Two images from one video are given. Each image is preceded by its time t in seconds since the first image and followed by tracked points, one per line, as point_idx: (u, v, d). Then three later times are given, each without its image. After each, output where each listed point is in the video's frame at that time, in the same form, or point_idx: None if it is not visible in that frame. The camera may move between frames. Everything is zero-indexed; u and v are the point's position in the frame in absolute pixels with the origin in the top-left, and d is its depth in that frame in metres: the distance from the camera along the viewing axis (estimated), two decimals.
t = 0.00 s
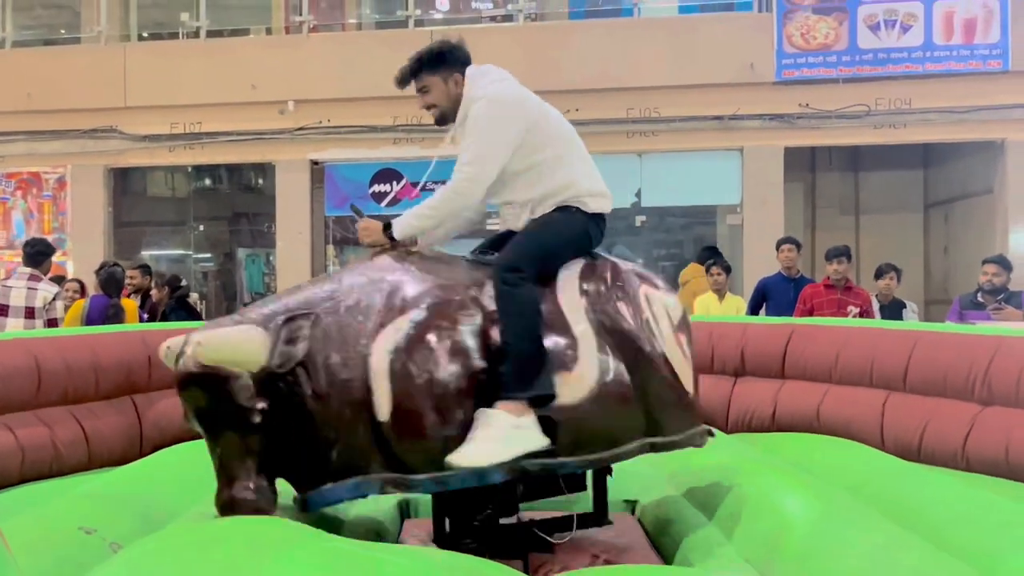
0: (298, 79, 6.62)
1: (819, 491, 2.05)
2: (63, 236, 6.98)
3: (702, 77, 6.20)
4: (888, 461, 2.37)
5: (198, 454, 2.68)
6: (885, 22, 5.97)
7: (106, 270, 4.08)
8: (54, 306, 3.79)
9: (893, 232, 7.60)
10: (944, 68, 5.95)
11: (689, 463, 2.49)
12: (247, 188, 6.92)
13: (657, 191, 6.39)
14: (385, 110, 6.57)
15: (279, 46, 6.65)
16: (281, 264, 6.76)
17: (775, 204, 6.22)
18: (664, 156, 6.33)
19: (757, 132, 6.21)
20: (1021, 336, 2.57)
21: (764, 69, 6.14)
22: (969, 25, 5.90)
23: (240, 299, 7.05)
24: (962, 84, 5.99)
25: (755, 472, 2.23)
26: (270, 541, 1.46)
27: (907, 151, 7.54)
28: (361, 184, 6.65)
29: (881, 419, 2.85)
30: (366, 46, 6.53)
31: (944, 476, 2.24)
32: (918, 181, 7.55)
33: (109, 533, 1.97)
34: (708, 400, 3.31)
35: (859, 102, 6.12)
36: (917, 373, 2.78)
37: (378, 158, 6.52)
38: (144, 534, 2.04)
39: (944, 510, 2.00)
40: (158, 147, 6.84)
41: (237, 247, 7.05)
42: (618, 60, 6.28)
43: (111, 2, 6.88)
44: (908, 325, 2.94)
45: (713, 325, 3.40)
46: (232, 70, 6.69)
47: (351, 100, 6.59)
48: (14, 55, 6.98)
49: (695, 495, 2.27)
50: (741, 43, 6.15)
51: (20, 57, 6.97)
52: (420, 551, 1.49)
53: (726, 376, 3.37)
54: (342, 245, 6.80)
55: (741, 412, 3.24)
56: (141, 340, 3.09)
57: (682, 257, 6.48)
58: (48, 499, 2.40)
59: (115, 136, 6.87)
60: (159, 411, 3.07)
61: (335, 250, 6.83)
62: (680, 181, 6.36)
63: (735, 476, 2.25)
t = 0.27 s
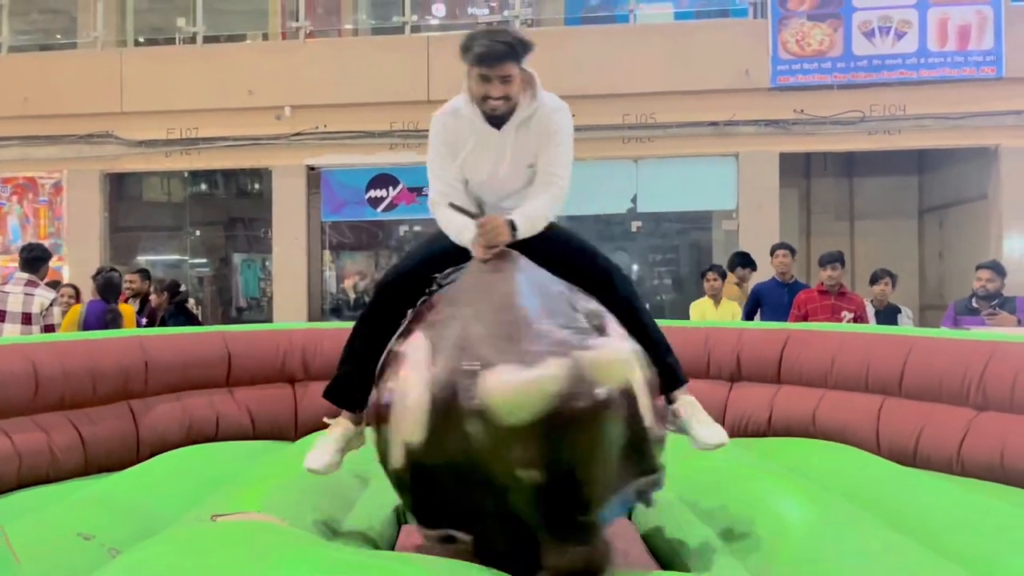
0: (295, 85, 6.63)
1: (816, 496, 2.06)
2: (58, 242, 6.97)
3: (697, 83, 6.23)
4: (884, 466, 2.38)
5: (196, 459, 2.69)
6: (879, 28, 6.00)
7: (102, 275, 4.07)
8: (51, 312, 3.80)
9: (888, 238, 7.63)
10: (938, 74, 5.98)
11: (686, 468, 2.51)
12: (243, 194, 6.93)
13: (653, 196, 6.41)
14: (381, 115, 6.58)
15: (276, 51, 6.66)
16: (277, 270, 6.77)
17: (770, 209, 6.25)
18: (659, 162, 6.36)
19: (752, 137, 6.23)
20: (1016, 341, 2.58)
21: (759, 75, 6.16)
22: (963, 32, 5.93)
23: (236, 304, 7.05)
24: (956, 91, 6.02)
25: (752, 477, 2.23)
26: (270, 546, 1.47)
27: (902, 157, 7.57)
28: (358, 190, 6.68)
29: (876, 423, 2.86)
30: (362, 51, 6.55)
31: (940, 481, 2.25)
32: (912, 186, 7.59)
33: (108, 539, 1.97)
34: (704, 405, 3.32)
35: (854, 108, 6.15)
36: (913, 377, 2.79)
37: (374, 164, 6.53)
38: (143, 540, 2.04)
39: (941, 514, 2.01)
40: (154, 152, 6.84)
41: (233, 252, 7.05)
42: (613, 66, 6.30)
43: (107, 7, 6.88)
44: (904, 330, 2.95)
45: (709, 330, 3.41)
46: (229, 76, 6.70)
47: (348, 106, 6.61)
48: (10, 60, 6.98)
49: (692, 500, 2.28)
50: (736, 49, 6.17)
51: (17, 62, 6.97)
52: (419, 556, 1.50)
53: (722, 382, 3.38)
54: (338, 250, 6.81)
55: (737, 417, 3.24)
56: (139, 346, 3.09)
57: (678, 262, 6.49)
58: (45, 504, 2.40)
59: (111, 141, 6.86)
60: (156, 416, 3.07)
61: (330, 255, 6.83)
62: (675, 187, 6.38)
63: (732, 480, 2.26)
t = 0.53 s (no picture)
0: (290, 88, 6.63)
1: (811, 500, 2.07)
2: (52, 245, 6.96)
3: (692, 87, 6.24)
4: (878, 471, 2.39)
5: (191, 463, 2.68)
6: (873, 33, 6.02)
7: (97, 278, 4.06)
8: (48, 316, 3.81)
9: (882, 242, 7.66)
10: (932, 79, 6.01)
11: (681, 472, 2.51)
12: (238, 197, 6.92)
13: (649, 201, 6.42)
14: (377, 119, 6.58)
15: (271, 55, 6.66)
16: (273, 273, 6.76)
17: (765, 214, 6.26)
18: (655, 166, 6.36)
19: (747, 142, 6.25)
20: (1009, 345, 2.59)
21: (754, 80, 6.18)
22: (957, 37, 5.95)
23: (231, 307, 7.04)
24: (950, 96, 6.05)
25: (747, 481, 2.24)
26: (264, 550, 1.47)
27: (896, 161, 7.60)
28: (353, 194, 6.68)
29: (871, 427, 2.87)
30: (357, 55, 6.55)
31: (934, 485, 2.26)
32: (906, 191, 7.61)
33: (102, 543, 1.96)
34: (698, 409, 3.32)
35: (848, 113, 6.17)
36: (907, 381, 2.80)
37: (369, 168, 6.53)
38: (137, 544, 2.03)
39: (935, 519, 2.01)
40: (148, 155, 6.83)
41: (228, 256, 7.05)
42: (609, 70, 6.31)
43: (102, 11, 6.88)
44: (898, 334, 2.96)
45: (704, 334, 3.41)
46: (225, 80, 6.70)
47: (343, 110, 6.60)
48: (5, 63, 6.97)
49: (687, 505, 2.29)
50: (731, 53, 6.19)
51: (11, 66, 6.95)
52: (414, 561, 1.50)
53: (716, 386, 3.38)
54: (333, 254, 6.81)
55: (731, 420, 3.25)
56: (134, 350, 3.07)
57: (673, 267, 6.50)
58: (39, 509, 2.40)
59: (105, 144, 6.84)
60: (150, 420, 3.06)
61: (326, 259, 6.83)
62: (670, 192, 6.39)
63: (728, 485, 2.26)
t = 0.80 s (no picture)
0: (281, 91, 6.62)
1: (799, 503, 2.07)
2: (41, 247, 6.93)
3: (682, 91, 6.26)
4: (866, 473, 2.40)
5: (180, 466, 2.67)
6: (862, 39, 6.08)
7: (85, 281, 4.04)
8: (38, 321, 3.82)
9: (871, 245, 7.69)
10: (919, 84, 6.05)
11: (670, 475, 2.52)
12: (228, 200, 6.90)
13: (639, 204, 6.44)
14: (367, 122, 6.58)
15: (262, 57, 6.65)
16: (263, 276, 6.75)
17: (754, 217, 6.29)
18: (646, 169, 6.39)
19: (737, 145, 6.27)
20: (996, 348, 2.60)
21: (744, 84, 6.20)
22: (944, 42, 6.00)
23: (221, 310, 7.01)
24: (938, 101, 6.09)
25: (736, 484, 2.24)
26: (252, 554, 1.46)
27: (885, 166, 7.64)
28: (344, 196, 6.68)
29: (858, 430, 2.89)
30: (347, 58, 6.55)
31: (921, 487, 2.27)
32: (895, 195, 7.65)
33: (89, 546, 1.95)
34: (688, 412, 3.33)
35: (837, 117, 6.20)
36: (894, 383, 2.82)
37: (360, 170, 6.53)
38: (125, 547, 2.02)
39: (922, 521, 2.02)
40: (137, 157, 6.80)
41: (218, 258, 7.02)
42: (599, 74, 6.32)
43: (92, 12, 6.86)
44: (885, 337, 2.98)
45: (692, 338, 3.43)
46: (215, 82, 6.69)
47: (334, 112, 6.60)
48: None
49: (677, 507, 2.29)
50: (720, 57, 6.22)
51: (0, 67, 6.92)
52: (403, 565, 1.50)
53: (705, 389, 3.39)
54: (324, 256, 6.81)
55: (720, 423, 3.26)
56: (123, 352, 3.07)
57: (664, 269, 6.53)
58: (26, 512, 2.38)
59: (94, 146, 6.81)
60: (139, 423, 3.05)
61: (316, 261, 6.82)
62: (660, 195, 6.41)
63: (716, 488, 2.27)
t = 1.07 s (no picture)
0: (275, 91, 6.62)
1: (791, 504, 2.08)
2: (35, 247, 6.92)
3: (677, 93, 6.28)
4: (858, 473, 2.41)
5: (174, 467, 2.67)
6: (855, 41, 6.10)
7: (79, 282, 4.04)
8: (32, 322, 3.82)
9: (865, 247, 7.71)
10: (913, 86, 6.08)
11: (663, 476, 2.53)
12: (222, 200, 6.89)
13: (633, 205, 6.45)
14: (362, 123, 6.58)
15: (257, 58, 6.64)
16: (257, 277, 6.74)
17: (748, 218, 6.30)
18: (641, 170, 6.39)
19: (731, 147, 6.28)
20: (987, 350, 2.62)
21: (738, 85, 6.22)
22: (938, 44, 6.03)
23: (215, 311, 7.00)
24: (931, 103, 6.12)
25: (729, 484, 2.26)
26: (248, 555, 1.46)
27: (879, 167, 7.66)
28: (338, 197, 6.67)
29: (851, 431, 2.90)
30: (342, 59, 6.55)
31: (912, 488, 2.28)
32: (889, 197, 7.67)
33: (83, 548, 1.95)
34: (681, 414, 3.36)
35: (831, 119, 6.22)
36: (887, 384, 2.83)
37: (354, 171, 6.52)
38: (119, 548, 2.03)
39: (913, 522, 2.03)
40: (132, 157, 6.79)
41: (212, 259, 7.01)
42: (594, 75, 6.34)
43: (86, 12, 6.84)
44: (878, 338, 2.99)
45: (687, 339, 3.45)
46: (210, 83, 6.68)
47: (328, 113, 6.60)
48: None
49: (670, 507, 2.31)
50: (714, 59, 6.23)
51: None
52: (398, 565, 1.51)
53: (699, 390, 3.42)
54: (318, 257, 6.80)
55: (715, 424, 3.29)
56: (117, 352, 3.06)
57: (658, 271, 6.54)
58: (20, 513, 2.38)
59: (88, 146, 6.80)
60: (133, 424, 3.05)
61: (310, 262, 6.82)
62: (654, 196, 6.42)
63: (709, 488, 2.28)
